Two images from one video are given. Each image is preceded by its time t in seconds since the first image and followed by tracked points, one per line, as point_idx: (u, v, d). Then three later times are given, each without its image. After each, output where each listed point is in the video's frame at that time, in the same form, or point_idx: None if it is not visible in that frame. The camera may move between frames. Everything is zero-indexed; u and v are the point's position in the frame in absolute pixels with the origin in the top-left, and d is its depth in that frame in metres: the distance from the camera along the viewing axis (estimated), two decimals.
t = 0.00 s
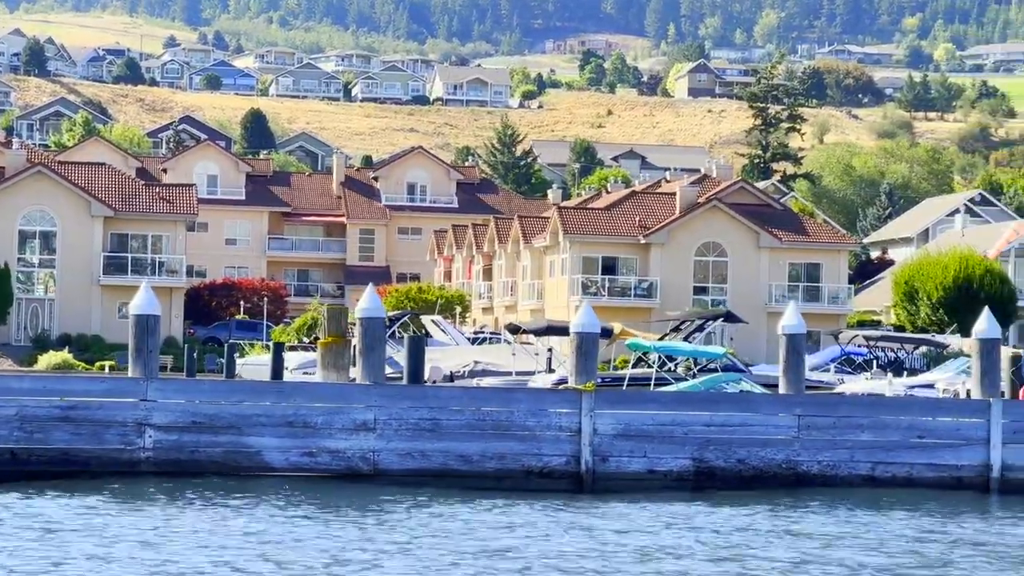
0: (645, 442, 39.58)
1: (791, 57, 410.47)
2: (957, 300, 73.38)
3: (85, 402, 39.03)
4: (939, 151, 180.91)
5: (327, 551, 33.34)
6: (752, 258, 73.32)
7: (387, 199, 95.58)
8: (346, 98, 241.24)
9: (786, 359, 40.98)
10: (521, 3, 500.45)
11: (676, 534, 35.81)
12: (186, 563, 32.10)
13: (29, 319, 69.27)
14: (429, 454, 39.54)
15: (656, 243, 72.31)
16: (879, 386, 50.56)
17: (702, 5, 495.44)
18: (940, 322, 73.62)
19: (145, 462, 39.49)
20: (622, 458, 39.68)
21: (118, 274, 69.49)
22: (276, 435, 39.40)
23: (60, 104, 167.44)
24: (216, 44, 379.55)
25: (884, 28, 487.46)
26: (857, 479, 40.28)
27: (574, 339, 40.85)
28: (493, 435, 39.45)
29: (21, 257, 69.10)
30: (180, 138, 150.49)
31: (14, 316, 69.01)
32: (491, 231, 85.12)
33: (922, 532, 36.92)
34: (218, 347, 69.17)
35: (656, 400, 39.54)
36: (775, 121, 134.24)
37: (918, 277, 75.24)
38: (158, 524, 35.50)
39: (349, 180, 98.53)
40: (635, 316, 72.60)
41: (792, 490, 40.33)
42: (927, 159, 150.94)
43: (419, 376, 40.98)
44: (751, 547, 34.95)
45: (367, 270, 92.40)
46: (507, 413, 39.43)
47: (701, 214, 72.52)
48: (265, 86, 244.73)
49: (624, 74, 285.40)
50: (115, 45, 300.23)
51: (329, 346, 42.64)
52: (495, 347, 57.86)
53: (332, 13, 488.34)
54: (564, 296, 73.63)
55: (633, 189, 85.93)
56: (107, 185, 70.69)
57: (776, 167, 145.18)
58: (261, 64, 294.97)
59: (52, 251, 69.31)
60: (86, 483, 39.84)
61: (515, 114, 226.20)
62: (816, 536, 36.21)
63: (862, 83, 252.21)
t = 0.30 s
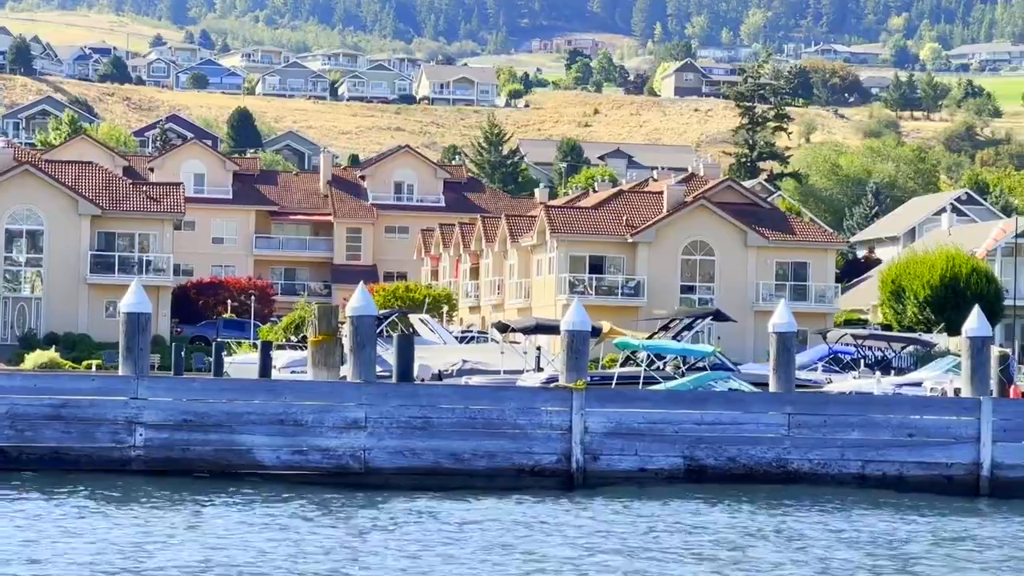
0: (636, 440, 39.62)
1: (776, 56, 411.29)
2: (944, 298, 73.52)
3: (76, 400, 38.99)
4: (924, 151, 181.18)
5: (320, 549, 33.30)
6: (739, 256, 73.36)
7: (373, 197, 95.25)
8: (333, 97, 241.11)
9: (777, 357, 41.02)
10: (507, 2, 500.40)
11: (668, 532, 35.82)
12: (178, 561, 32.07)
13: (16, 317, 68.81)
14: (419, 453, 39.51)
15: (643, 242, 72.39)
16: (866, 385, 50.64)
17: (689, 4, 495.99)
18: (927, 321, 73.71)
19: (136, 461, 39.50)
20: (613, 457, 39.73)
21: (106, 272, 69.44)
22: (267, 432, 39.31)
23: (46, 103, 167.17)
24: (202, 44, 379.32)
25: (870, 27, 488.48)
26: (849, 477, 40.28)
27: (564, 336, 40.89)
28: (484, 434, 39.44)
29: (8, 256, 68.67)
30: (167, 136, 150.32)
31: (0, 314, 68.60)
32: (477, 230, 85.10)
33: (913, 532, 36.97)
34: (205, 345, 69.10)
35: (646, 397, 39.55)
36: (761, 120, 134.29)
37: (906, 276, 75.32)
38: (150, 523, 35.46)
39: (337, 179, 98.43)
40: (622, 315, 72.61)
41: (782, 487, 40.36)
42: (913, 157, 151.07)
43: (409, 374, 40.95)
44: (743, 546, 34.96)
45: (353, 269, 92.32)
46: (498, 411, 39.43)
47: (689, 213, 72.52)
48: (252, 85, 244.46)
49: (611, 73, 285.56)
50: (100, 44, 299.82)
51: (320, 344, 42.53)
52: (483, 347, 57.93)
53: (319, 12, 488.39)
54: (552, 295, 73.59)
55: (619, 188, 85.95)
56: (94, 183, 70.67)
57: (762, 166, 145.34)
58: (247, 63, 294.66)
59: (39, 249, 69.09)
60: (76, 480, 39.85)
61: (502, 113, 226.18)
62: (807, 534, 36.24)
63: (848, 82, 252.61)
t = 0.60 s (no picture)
0: (624, 438, 39.67)
1: (762, 54, 411.67)
2: (929, 297, 73.56)
3: (64, 397, 39.04)
4: (909, 149, 181.45)
5: (309, 546, 33.32)
6: (724, 255, 73.46)
7: (358, 195, 95.28)
8: (318, 95, 240.93)
9: (764, 355, 41.12)
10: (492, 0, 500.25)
11: (657, 528, 35.89)
12: (167, 557, 32.08)
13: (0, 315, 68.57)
14: (408, 450, 39.55)
15: (629, 241, 72.42)
16: (852, 383, 50.73)
17: (673, 3, 496.32)
18: (912, 320, 73.76)
19: (124, 458, 39.48)
20: (601, 454, 39.76)
21: (91, 271, 69.32)
22: (255, 430, 39.27)
23: (30, 102, 166.83)
24: (187, 42, 378.85)
25: (854, 27, 489.31)
26: (836, 475, 40.35)
27: (552, 333, 40.96)
28: (472, 431, 39.50)
29: None
30: (151, 135, 150.12)
31: None
32: (463, 229, 85.06)
33: (900, 529, 37.07)
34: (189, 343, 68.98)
35: (634, 395, 39.61)
36: (746, 119, 134.45)
37: (891, 275, 75.37)
38: (138, 519, 35.45)
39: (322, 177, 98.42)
40: (607, 314, 72.68)
41: (769, 485, 40.44)
42: (898, 157, 151.29)
43: (395, 371, 41.04)
44: (732, 543, 35.05)
45: (338, 268, 92.34)
46: (486, 408, 39.49)
47: (674, 211, 72.59)
48: (236, 83, 244.10)
49: (596, 72, 285.61)
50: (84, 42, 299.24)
51: (308, 341, 42.71)
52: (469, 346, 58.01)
53: (304, 11, 488.07)
54: (536, 294, 73.62)
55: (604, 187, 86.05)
56: (79, 181, 70.46)
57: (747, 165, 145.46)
58: (232, 62, 294.32)
59: (24, 248, 68.86)
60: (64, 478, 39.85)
61: (486, 112, 226.04)
62: (795, 531, 36.34)
63: (833, 81, 252.94)
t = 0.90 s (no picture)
0: (610, 434, 39.72)
1: (744, 52, 412.21)
2: (913, 295, 73.67)
3: (49, 394, 38.90)
4: (892, 148, 181.83)
5: (296, 543, 33.30)
6: (708, 253, 73.54)
7: (341, 193, 95.17)
8: (301, 94, 240.65)
9: (750, 352, 41.18)
10: None
11: (643, 525, 35.92)
12: (154, 554, 32.01)
13: None
14: (393, 447, 39.57)
15: (612, 239, 72.44)
16: (836, 381, 50.79)
17: (656, 2, 496.66)
18: (896, 318, 73.85)
19: (109, 455, 39.36)
20: (586, 451, 39.81)
21: (74, 270, 69.16)
22: (241, 427, 39.23)
23: (13, 100, 166.43)
24: (170, 40, 378.21)
25: (836, 25, 490.17)
26: (822, 472, 40.36)
27: (538, 330, 41.04)
28: (458, 428, 39.52)
29: None
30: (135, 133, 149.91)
31: None
32: (446, 227, 85.01)
33: (887, 525, 37.14)
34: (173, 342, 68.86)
35: (619, 392, 39.67)
36: (729, 117, 134.56)
37: (875, 273, 75.45)
38: (125, 517, 35.37)
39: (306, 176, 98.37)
40: (592, 312, 72.68)
41: (755, 482, 40.46)
42: (880, 155, 151.48)
43: (380, 368, 41.09)
44: (719, 539, 35.09)
45: (321, 266, 92.18)
46: (472, 405, 39.50)
47: (658, 210, 72.61)
48: (220, 81, 243.90)
49: (579, 70, 285.65)
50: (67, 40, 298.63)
51: (295, 339, 42.76)
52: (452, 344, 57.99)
53: (287, 10, 487.62)
54: (520, 292, 73.61)
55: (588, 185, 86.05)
56: (62, 180, 70.22)
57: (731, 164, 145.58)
58: (214, 60, 294.06)
59: (7, 246, 68.59)
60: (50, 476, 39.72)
61: (469, 110, 225.91)
62: (782, 527, 36.39)
63: (816, 80, 253.31)
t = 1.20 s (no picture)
0: (593, 431, 39.73)
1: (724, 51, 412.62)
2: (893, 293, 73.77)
3: (31, 390, 38.78)
4: (871, 147, 182.04)
5: (280, 540, 33.28)
6: (689, 251, 73.57)
7: (322, 191, 95.23)
8: (282, 91, 240.27)
9: (733, 349, 41.21)
10: None
11: (626, 521, 35.98)
12: (137, 552, 31.97)
13: None
14: (376, 443, 39.56)
15: (593, 237, 72.46)
16: (817, 379, 50.88)
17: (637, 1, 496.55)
18: (875, 315, 73.94)
19: (92, 452, 39.23)
20: (569, 448, 39.83)
21: (55, 266, 69.13)
22: (224, 424, 39.23)
23: None
24: (150, 38, 377.59)
25: (817, 23, 490.72)
26: (804, 469, 40.40)
27: (521, 328, 41.07)
28: (441, 425, 39.53)
29: None
30: (115, 131, 149.62)
31: None
32: (427, 224, 84.92)
33: (869, 521, 37.24)
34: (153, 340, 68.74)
35: (603, 389, 39.66)
36: (710, 115, 134.60)
37: (856, 271, 75.52)
38: (107, 514, 35.30)
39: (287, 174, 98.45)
40: (573, 310, 72.74)
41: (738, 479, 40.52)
42: (861, 153, 151.69)
43: (362, 365, 41.06)
44: (702, 535, 35.13)
45: (302, 263, 92.32)
46: (455, 402, 39.51)
47: (638, 208, 72.60)
48: (200, 79, 243.46)
49: (560, 67, 285.58)
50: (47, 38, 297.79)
51: (277, 335, 42.66)
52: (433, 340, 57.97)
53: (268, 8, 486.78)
54: (501, 290, 73.63)
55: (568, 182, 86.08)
56: (42, 177, 69.95)
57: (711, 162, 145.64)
58: (195, 58, 293.58)
59: None
60: (31, 473, 39.59)
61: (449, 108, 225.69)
62: (765, 524, 36.46)
63: (796, 78, 253.58)
